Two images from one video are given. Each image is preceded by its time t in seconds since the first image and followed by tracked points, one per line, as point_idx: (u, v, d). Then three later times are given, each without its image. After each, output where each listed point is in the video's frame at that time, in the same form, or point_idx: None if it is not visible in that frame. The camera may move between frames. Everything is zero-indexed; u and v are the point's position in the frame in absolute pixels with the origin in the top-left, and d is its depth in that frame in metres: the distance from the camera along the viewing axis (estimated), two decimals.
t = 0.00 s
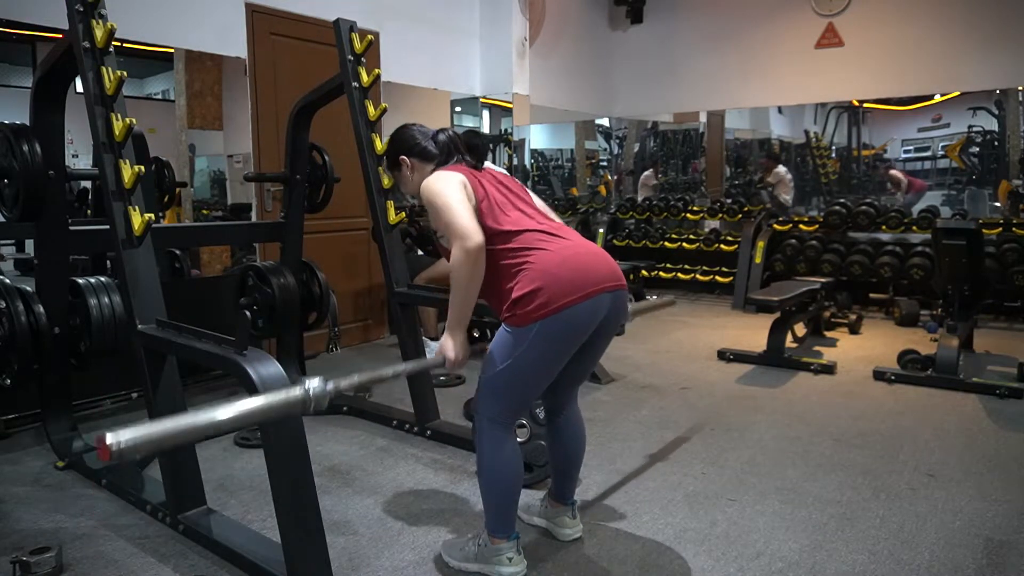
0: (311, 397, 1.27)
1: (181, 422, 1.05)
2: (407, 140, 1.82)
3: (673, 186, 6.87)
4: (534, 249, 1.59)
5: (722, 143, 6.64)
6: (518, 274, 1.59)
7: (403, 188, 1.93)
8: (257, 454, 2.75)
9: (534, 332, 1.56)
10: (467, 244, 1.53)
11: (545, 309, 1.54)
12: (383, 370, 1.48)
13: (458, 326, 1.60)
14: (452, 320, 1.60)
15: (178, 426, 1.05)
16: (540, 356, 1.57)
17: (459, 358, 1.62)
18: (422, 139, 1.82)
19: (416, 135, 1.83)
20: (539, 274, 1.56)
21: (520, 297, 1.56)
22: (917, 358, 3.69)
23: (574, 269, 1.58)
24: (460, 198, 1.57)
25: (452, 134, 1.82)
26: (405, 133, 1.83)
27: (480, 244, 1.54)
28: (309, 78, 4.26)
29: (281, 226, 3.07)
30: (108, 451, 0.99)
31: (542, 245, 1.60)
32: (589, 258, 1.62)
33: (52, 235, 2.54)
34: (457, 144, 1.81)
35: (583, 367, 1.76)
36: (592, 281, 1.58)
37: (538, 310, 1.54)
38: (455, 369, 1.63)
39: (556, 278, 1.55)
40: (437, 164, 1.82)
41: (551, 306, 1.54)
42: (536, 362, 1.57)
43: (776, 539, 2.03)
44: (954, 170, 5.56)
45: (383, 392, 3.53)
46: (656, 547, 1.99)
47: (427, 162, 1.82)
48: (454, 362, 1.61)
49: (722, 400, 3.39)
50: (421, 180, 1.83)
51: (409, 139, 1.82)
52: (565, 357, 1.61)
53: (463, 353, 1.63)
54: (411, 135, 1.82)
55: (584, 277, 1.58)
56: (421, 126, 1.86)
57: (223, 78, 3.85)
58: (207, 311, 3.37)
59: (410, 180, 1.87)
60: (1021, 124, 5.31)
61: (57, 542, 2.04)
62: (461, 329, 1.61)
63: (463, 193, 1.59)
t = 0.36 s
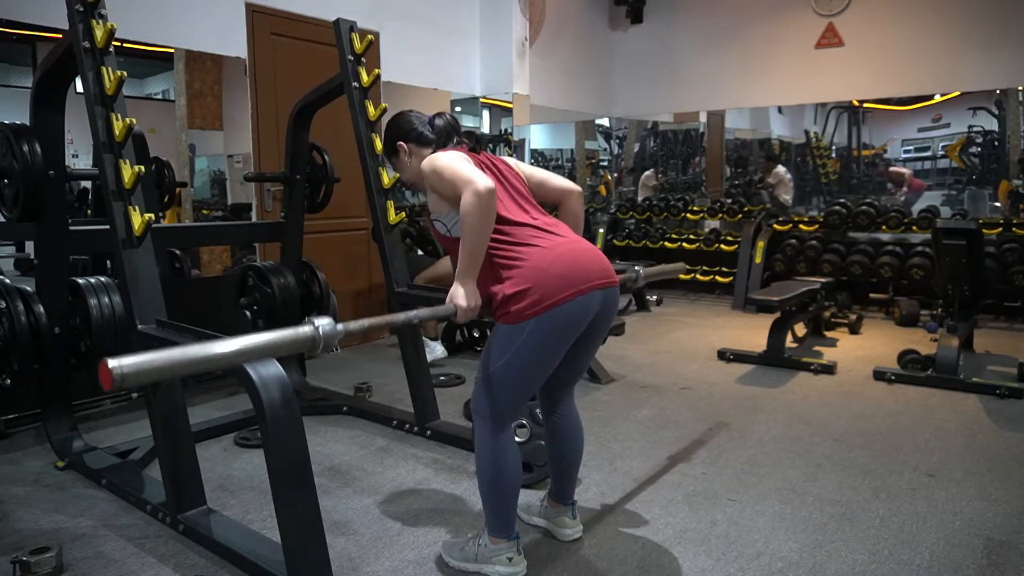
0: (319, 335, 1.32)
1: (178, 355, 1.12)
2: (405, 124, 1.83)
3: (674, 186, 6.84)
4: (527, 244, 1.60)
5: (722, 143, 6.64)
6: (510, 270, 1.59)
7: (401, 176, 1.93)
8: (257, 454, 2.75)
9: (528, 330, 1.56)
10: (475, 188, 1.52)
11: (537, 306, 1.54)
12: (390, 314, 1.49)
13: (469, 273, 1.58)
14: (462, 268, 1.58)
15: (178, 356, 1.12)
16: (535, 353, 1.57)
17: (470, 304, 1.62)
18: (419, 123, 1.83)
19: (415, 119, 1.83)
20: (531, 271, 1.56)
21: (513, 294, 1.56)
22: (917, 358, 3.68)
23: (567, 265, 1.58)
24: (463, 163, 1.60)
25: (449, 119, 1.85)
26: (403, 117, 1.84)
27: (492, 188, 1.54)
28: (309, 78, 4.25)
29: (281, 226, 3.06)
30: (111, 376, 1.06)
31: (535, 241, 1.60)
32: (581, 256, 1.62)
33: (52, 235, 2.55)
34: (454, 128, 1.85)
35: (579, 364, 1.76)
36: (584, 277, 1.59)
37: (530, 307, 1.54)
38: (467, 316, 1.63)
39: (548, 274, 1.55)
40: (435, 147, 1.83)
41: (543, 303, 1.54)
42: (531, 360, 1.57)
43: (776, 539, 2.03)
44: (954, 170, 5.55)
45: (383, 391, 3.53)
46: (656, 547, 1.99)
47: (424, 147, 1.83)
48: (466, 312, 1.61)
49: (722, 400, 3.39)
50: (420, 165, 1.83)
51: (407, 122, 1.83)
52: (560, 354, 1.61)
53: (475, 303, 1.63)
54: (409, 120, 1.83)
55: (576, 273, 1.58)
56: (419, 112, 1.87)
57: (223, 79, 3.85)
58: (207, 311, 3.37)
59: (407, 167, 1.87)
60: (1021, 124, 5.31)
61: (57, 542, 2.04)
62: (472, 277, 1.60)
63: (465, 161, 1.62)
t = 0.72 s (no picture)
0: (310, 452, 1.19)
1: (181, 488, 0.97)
2: (408, 144, 1.81)
3: (673, 186, 6.75)
4: (537, 253, 1.59)
5: (722, 144, 6.60)
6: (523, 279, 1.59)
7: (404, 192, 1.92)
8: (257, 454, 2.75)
9: (539, 335, 1.56)
10: (457, 283, 1.54)
11: (551, 312, 1.54)
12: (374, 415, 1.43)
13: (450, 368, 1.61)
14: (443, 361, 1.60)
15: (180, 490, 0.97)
16: (544, 358, 1.57)
17: (449, 397, 1.63)
18: (423, 143, 1.81)
19: (418, 139, 1.81)
20: (544, 278, 1.56)
21: (526, 300, 1.55)
22: (917, 358, 3.68)
23: (579, 272, 1.58)
24: (454, 226, 1.57)
25: (452, 139, 1.82)
26: (406, 138, 1.82)
27: (469, 283, 1.55)
28: (309, 78, 4.25)
29: (280, 226, 3.06)
30: (110, 525, 0.91)
31: (547, 248, 1.60)
32: (593, 260, 1.62)
33: (51, 235, 2.55)
34: (456, 149, 1.81)
35: (586, 369, 1.76)
36: (597, 282, 1.59)
37: (542, 313, 1.54)
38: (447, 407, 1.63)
39: (561, 282, 1.55)
40: (437, 169, 1.82)
41: (556, 309, 1.54)
42: (541, 364, 1.57)
43: (776, 539, 2.03)
44: (954, 170, 5.54)
45: (383, 392, 3.53)
46: (656, 547, 1.99)
47: (427, 168, 1.83)
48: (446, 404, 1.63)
49: (722, 399, 3.39)
50: (422, 186, 1.83)
51: (410, 143, 1.81)
52: (569, 359, 1.61)
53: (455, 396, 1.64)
54: (412, 140, 1.81)
55: (590, 279, 1.58)
56: (422, 130, 1.85)
57: (223, 79, 3.85)
58: (206, 311, 3.37)
59: (411, 186, 1.87)
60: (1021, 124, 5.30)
61: (57, 542, 2.04)
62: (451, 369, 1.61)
63: (457, 215, 1.59)
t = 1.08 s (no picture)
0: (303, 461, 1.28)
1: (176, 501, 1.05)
2: (410, 151, 1.81)
3: (674, 186, 6.80)
4: (540, 256, 1.59)
5: (722, 143, 6.63)
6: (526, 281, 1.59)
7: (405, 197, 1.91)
8: (257, 454, 2.75)
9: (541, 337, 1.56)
10: (457, 294, 1.53)
11: (554, 314, 1.54)
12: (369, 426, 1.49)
13: (448, 377, 1.61)
14: (441, 371, 1.61)
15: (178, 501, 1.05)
16: (547, 359, 1.57)
17: (448, 407, 1.64)
18: (424, 150, 1.81)
19: (420, 146, 1.81)
20: (547, 280, 1.55)
21: (530, 302, 1.55)
22: (917, 358, 3.68)
23: (582, 274, 1.58)
24: (454, 236, 1.56)
25: (454, 146, 1.82)
26: (407, 145, 1.81)
27: (469, 295, 1.55)
28: (309, 78, 4.26)
29: (280, 226, 3.07)
30: (110, 536, 0.99)
31: (550, 250, 1.60)
32: (596, 263, 1.62)
33: (51, 235, 2.54)
34: (457, 157, 1.82)
35: (588, 370, 1.76)
36: (600, 284, 1.59)
37: (546, 314, 1.54)
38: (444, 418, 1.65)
39: (564, 284, 1.55)
40: (439, 176, 1.82)
41: (559, 311, 1.54)
42: (544, 365, 1.57)
43: (776, 539, 2.03)
44: (954, 170, 5.54)
45: (383, 391, 3.53)
46: (657, 547, 1.99)
47: (429, 175, 1.82)
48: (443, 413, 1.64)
49: (722, 399, 3.39)
50: (425, 192, 1.82)
51: (411, 149, 1.81)
52: (572, 361, 1.61)
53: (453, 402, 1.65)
54: (414, 146, 1.81)
55: (592, 281, 1.58)
56: (423, 136, 1.84)
57: (223, 79, 3.86)
58: (207, 311, 3.37)
59: (412, 192, 1.86)
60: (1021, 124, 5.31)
61: (57, 542, 2.04)
62: (449, 380, 1.62)
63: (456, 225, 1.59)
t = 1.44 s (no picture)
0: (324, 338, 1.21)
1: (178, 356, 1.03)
2: (405, 132, 1.82)
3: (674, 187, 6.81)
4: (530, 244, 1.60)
5: (722, 143, 6.62)
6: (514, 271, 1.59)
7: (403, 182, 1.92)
8: (257, 454, 2.75)
9: (531, 332, 1.56)
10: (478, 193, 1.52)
11: (541, 307, 1.54)
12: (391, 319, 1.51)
13: (472, 278, 1.59)
14: (466, 273, 1.58)
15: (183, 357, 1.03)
16: (537, 355, 1.57)
17: (473, 309, 1.60)
18: (420, 130, 1.82)
19: (416, 126, 1.82)
20: (535, 274, 1.56)
21: (518, 294, 1.56)
22: (917, 358, 3.68)
23: (570, 266, 1.58)
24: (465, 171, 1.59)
25: (450, 127, 1.82)
26: (403, 125, 1.83)
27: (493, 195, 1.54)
28: (309, 78, 4.26)
29: (280, 225, 3.07)
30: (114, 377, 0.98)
31: (539, 243, 1.60)
32: (585, 256, 1.62)
33: (51, 235, 2.55)
34: (454, 137, 1.81)
35: (582, 365, 1.76)
36: (587, 278, 1.59)
37: (534, 308, 1.54)
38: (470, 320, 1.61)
39: (552, 275, 1.55)
40: (434, 156, 1.81)
41: (547, 304, 1.54)
42: (534, 360, 1.57)
43: (777, 539, 2.03)
44: (954, 170, 5.54)
45: (383, 391, 3.53)
46: (657, 547, 1.99)
47: (424, 153, 1.82)
48: (467, 316, 1.60)
49: (722, 399, 3.39)
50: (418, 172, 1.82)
51: (407, 129, 1.82)
52: (563, 355, 1.61)
53: (478, 307, 1.61)
54: (409, 128, 1.82)
55: (580, 275, 1.58)
56: (420, 120, 1.86)
57: (224, 79, 3.85)
58: (207, 311, 3.37)
59: (408, 174, 1.86)
60: (1021, 124, 5.31)
61: (57, 542, 2.04)
62: (473, 282, 1.59)
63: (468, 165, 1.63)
